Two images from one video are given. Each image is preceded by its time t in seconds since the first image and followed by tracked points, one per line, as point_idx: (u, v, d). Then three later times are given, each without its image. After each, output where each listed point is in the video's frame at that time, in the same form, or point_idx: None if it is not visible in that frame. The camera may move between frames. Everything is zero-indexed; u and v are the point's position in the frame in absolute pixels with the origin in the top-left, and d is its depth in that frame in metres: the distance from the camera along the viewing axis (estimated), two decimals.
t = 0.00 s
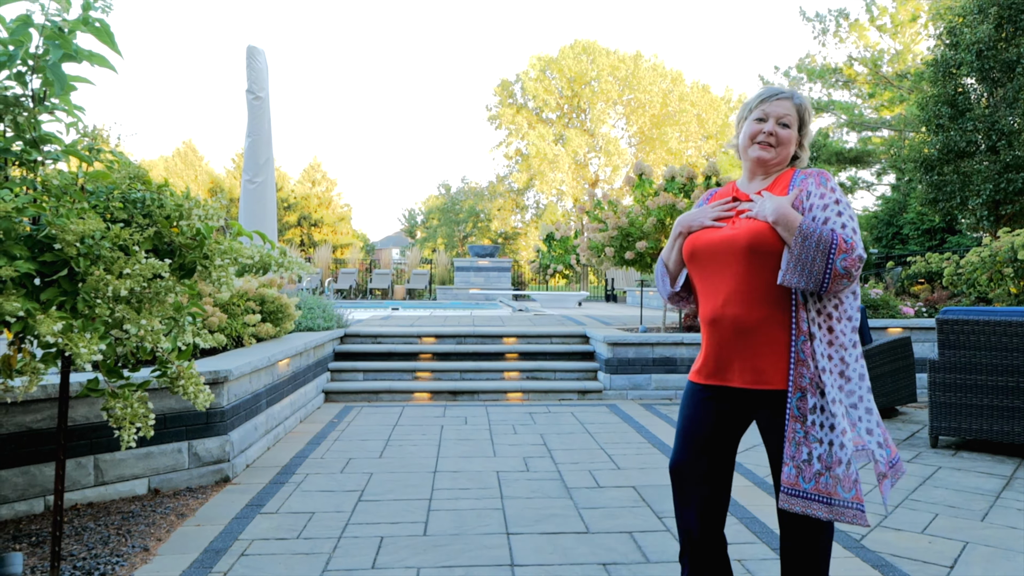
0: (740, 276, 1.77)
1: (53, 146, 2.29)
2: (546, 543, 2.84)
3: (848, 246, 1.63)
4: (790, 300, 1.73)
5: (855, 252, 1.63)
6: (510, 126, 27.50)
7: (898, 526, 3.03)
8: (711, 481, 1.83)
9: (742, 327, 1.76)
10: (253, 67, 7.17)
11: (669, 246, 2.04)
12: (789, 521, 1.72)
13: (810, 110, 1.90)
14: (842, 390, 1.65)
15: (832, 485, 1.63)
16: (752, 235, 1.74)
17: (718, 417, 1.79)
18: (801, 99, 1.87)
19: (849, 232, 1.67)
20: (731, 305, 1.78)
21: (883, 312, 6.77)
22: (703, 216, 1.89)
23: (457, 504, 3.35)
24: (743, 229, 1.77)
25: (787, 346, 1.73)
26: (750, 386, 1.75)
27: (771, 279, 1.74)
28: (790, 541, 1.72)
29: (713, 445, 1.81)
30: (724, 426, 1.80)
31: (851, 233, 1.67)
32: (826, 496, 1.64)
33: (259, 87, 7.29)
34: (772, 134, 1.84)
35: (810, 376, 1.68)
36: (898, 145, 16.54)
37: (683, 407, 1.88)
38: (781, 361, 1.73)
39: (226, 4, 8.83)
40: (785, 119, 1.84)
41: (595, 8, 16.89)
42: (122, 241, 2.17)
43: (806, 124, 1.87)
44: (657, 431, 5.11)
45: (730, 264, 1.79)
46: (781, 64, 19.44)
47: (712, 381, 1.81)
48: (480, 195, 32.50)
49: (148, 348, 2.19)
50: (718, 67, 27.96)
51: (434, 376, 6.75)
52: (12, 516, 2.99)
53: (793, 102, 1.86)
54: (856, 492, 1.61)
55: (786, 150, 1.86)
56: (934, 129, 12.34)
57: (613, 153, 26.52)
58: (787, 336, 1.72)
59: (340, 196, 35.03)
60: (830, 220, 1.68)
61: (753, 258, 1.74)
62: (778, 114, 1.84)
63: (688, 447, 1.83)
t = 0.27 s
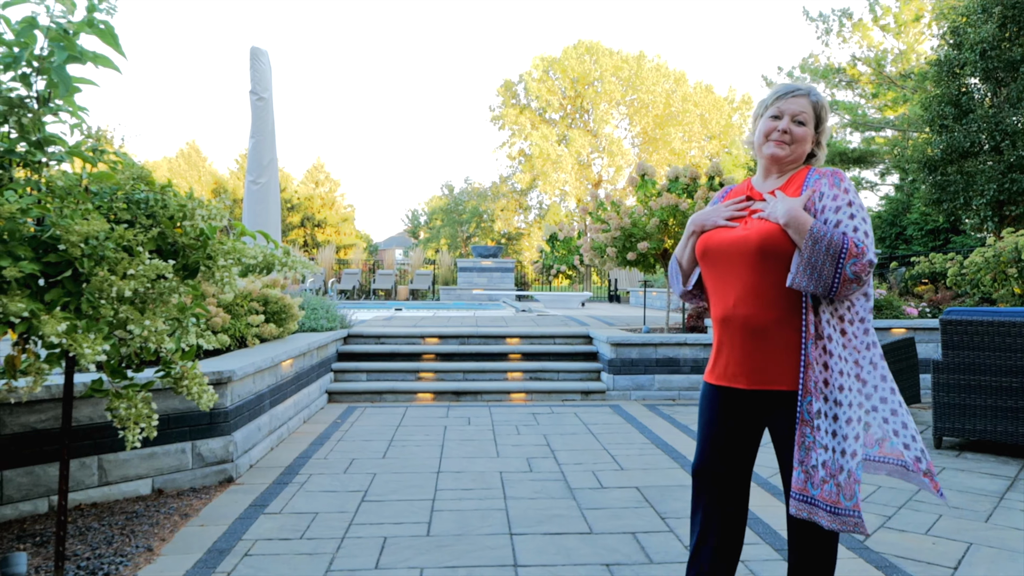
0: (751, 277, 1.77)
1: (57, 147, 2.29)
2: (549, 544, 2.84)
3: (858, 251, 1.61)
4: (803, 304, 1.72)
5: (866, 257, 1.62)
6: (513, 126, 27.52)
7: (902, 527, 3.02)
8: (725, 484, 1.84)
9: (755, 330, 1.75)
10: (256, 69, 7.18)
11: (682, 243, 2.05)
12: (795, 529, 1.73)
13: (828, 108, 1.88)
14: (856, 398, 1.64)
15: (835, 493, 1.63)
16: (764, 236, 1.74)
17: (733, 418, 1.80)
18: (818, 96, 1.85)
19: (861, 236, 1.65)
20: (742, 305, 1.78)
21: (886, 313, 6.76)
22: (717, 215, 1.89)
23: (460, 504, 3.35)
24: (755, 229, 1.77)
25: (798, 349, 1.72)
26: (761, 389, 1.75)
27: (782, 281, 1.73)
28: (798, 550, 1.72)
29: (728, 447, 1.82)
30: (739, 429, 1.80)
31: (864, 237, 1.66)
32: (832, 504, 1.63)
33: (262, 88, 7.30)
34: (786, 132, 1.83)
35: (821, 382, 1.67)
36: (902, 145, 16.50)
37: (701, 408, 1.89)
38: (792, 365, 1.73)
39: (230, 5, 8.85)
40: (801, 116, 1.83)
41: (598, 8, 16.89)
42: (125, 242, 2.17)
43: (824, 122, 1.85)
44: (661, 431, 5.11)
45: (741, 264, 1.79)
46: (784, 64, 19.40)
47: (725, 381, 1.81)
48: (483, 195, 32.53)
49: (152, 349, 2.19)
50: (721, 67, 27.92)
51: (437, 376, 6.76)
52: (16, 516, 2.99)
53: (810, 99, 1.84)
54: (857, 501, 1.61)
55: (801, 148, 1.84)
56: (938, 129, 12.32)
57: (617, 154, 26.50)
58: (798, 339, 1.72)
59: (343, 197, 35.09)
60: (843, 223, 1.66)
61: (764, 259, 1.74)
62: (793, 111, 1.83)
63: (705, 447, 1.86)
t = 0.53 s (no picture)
0: (758, 278, 1.77)
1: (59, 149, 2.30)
2: (551, 545, 2.84)
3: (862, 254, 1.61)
4: (810, 306, 1.72)
5: (871, 259, 1.61)
6: (515, 127, 27.54)
7: (904, 527, 3.02)
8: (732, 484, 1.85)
9: (761, 331, 1.75)
10: (258, 70, 7.19)
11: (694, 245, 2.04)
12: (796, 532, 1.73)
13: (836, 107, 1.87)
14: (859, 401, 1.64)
15: (833, 496, 1.64)
16: (770, 238, 1.74)
17: (740, 418, 1.80)
18: (827, 97, 1.84)
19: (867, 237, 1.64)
20: (749, 306, 1.78)
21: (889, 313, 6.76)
22: (727, 216, 1.89)
23: (462, 505, 3.35)
24: (762, 231, 1.77)
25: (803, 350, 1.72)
26: (771, 391, 1.74)
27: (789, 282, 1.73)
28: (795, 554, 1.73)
29: (736, 447, 1.82)
30: (747, 429, 1.80)
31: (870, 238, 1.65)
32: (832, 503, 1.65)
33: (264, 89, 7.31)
34: (796, 133, 1.82)
35: (829, 386, 1.66)
36: (904, 145, 16.49)
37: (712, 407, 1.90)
38: (798, 367, 1.72)
39: (233, 6, 8.87)
40: (809, 118, 1.82)
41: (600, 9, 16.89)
42: (128, 243, 2.17)
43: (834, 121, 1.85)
44: (663, 432, 5.10)
45: (748, 265, 1.79)
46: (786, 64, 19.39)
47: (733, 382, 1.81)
48: (485, 196, 32.57)
49: (155, 349, 2.20)
50: (723, 68, 27.90)
51: (440, 377, 6.77)
52: (19, 516, 3.00)
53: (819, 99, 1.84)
54: (854, 503, 1.63)
55: (811, 149, 1.84)
56: (941, 129, 12.31)
57: (618, 154, 26.49)
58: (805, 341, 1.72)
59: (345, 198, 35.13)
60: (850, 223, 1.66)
61: (771, 260, 1.74)
62: (802, 113, 1.82)
63: (716, 447, 1.86)
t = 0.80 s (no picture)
0: (766, 280, 1.77)
1: (61, 150, 2.30)
2: (552, 546, 2.84)
3: (867, 257, 1.60)
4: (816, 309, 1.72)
5: (876, 262, 1.60)
6: (516, 127, 27.58)
7: (905, 528, 3.02)
8: (735, 483, 1.85)
9: (767, 333, 1.76)
10: (259, 71, 7.20)
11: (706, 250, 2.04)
12: (797, 533, 1.73)
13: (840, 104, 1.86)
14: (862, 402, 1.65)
15: (835, 498, 1.65)
16: (777, 241, 1.74)
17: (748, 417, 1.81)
18: (829, 96, 1.83)
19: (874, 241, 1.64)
20: (756, 309, 1.79)
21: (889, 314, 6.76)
22: (736, 218, 1.89)
23: (463, 506, 3.35)
24: (769, 234, 1.76)
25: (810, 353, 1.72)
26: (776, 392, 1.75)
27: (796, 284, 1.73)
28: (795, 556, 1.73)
29: (743, 447, 1.83)
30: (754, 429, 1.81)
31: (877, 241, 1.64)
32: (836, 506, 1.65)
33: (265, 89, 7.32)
34: (797, 136, 1.82)
35: (832, 389, 1.66)
36: (905, 146, 16.51)
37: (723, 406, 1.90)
38: (804, 369, 1.72)
39: (234, 7, 8.89)
40: (810, 119, 1.82)
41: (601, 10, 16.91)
42: (129, 245, 2.17)
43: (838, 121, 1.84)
44: (664, 433, 5.10)
45: (756, 268, 1.79)
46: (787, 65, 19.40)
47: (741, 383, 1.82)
48: (485, 196, 32.61)
49: (156, 350, 2.20)
50: (723, 68, 27.92)
51: (441, 377, 6.77)
52: (20, 517, 3.00)
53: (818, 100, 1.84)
54: (857, 507, 1.62)
55: (815, 150, 1.83)
56: (941, 129, 12.33)
57: (619, 155, 26.50)
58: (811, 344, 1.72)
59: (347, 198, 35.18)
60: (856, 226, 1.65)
61: (778, 263, 1.74)
62: (802, 115, 1.82)
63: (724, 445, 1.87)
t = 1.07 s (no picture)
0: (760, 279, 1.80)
1: (61, 151, 2.31)
2: (551, 547, 2.84)
3: (810, 260, 1.55)
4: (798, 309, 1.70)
5: (811, 265, 1.55)
6: (516, 128, 27.61)
7: (905, 529, 3.02)
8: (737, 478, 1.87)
9: (763, 328, 1.79)
10: (259, 71, 7.21)
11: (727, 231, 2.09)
12: (795, 530, 1.73)
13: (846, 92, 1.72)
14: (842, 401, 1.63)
15: (819, 491, 1.65)
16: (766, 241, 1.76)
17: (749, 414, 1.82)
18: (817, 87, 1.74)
19: (834, 246, 1.55)
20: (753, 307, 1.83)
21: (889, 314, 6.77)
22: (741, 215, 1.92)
23: (463, 506, 3.36)
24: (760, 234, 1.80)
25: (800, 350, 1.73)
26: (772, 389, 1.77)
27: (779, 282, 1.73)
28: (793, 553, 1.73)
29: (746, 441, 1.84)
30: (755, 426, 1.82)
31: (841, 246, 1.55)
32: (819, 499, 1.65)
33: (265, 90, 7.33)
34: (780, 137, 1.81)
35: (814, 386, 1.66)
36: (905, 146, 16.52)
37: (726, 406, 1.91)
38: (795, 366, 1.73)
39: (235, 8, 8.90)
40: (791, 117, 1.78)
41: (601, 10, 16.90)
42: (130, 246, 2.17)
43: (828, 113, 1.70)
44: (663, 433, 5.10)
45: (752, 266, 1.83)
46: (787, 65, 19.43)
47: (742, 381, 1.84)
48: (486, 197, 32.65)
49: (157, 351, 2.20)
50: (723, 69, 27.91)
51: (441, 378, 6.78)
52: (20, 518, 3.00)
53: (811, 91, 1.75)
54: (843, 499, 1.64)
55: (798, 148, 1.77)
56: (941, 130, 12.35)
57: (619, 155, 26.52)
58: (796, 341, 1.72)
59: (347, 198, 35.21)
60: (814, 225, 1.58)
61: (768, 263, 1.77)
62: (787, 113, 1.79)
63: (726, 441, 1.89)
